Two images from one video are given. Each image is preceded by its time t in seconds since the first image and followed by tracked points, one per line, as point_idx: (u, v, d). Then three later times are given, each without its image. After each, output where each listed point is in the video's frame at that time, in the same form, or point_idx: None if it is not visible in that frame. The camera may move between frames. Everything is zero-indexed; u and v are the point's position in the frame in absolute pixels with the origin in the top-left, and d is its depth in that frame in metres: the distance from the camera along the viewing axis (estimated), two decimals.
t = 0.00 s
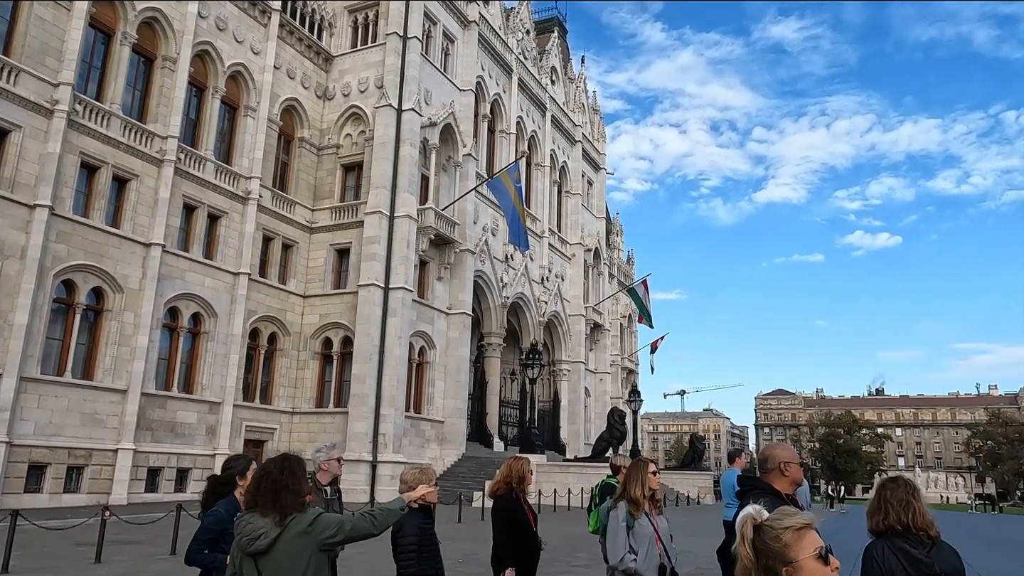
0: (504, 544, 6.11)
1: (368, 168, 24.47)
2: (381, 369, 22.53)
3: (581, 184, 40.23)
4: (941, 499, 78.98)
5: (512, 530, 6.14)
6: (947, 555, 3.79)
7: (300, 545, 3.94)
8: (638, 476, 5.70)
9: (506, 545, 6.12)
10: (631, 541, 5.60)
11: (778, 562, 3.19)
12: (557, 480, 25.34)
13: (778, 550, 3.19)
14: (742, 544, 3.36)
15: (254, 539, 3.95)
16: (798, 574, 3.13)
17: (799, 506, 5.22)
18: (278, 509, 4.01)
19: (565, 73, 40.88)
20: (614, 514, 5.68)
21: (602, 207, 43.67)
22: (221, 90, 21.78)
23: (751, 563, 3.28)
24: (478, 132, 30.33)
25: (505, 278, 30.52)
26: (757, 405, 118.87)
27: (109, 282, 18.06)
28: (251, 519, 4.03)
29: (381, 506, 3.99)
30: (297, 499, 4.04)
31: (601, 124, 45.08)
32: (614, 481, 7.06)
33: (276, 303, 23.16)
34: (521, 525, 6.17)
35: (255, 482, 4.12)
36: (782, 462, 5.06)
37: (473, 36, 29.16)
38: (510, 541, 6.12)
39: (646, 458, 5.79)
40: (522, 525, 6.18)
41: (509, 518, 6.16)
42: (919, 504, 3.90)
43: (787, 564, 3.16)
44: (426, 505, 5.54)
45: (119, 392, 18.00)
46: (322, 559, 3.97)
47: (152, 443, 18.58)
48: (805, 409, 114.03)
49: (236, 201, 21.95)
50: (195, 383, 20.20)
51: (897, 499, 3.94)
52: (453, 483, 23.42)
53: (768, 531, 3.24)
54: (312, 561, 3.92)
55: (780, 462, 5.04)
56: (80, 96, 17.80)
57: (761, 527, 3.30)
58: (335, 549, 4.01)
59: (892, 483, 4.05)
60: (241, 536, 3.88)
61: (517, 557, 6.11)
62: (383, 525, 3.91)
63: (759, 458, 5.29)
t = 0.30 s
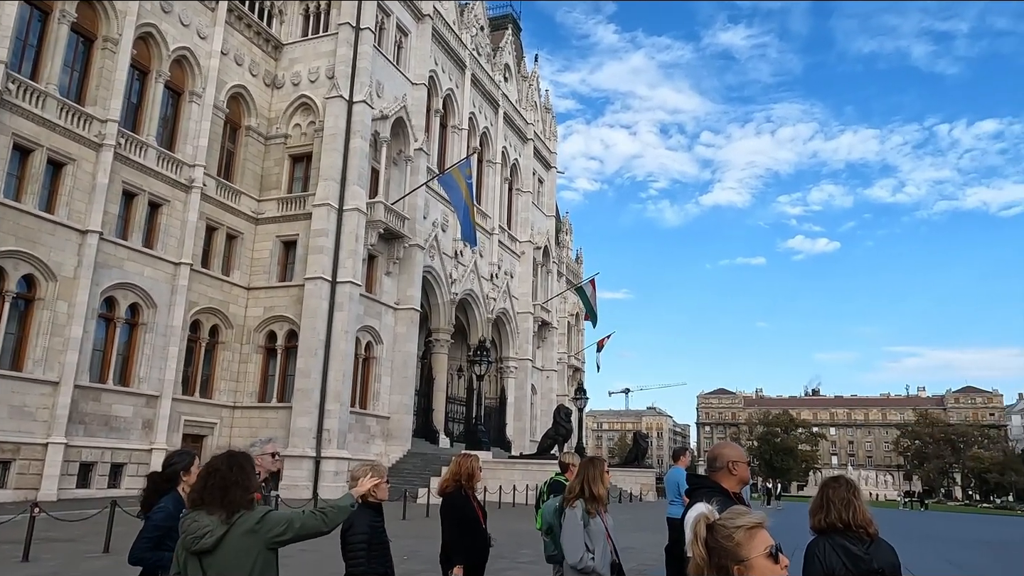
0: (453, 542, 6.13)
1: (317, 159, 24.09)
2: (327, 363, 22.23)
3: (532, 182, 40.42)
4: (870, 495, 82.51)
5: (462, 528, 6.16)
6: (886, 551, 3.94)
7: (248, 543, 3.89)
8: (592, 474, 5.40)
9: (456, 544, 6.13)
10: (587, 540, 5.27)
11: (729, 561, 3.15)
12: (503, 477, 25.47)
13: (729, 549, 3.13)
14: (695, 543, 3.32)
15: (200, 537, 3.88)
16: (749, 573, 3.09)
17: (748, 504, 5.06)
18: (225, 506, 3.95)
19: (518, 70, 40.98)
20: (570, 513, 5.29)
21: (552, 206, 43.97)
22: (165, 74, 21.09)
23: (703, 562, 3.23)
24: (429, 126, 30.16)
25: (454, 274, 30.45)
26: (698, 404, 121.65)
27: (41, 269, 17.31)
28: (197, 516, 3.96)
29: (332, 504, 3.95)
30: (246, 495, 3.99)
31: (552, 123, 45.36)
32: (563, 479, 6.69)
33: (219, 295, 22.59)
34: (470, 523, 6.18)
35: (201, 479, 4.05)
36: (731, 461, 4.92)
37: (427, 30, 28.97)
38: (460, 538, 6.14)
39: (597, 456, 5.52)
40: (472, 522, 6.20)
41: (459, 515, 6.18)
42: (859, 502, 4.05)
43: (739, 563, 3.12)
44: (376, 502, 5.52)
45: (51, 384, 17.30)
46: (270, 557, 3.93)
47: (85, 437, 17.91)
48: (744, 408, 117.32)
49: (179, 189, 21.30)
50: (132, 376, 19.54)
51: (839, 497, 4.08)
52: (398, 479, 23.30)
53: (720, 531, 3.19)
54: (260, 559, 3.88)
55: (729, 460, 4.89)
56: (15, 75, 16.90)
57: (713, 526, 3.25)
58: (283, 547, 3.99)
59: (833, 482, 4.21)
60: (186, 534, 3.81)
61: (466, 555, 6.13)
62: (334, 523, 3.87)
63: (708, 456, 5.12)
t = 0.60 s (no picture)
0: (403, 540, 6.12)
1: (270, 150, 23.65)
2: (277, 357, 21.87)
3: (488, 179, 40.43)
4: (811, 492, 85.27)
5: (413, 525, 6.15)
6: (831, 547, 4.10)
7: (198, 542, 3.83)
8: (548, 472, 5.46)
9: (405, 541, 6.12)
10: (549, 540, 5.27)
11: (684, 558, 2.97)
12: (454, 473, 25.46)
13: (686, 547, 2.94)
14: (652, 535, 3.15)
15: (148, 536, 3.80)
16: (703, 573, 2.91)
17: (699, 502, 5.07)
18: (174, 507, 3.88)
19: (477, 67, 40.91)
20: (532, 512, 5.29)
21: (508, 203, 44.06)
22: (112, 58, 20.41)
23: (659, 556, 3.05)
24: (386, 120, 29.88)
25: (409, 270, 30.27)
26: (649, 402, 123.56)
27: None
28: (143, 518, 3.87)
29: (284, 500, 4.03)
30: (196, 495, 3.94)
31: (510, 120, 45.44)
32: (516, 476, 6.63)
33: (165, 287, 21.98)
34: (422, 521, 6.18)
35: (147, 479, 3.96)
36: (685, 459, 4.89)
37: (385, 23, 28.70)
38: (410, 536, 6.13)
39: (550, 456, 5.56)
40: (423, 520, 6.19)
41: (410, 513, 6.17)
42: (807, 500, 4.20)
43: (693, 561, 2.94)
44: (331, 500, 5.48)
45: None
46: (220, 556, 3.88)
47: (21, 431, 17.24)
48: (693, 406, 119.75)
49: (125, 176, 20.64)
50: (72, 369, 18.89)
51: (788, 495, 4.22)
52: (348, 476, 23.09)
53: (678, 527, 3.00)
54: (211, 558, 3.82)
55: (682, 458, 4.86)
56: None
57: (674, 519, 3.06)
58: (233, 546, 3.95)
59: (783, 480, 4.35)
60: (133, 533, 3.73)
61: (415, 552, 6.12)
62: (288, 519, 3.96)
63: (662, 455, 5.08)
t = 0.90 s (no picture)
0: (376, 539, 6.09)
1: (245, 145, 23.40)
2: (251, 354, 21.66)
3: (466, 177, 40.37)
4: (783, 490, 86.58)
5: (386, 523, 6.14)
6: (804, 547, 4.19)
7: (170, 543, 3.80)
8: (525, 472, 5.47)
9: (377, 541, 6.09)
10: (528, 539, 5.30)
11: (669, 554, 2.95)
12: (429, 472, 25.41)
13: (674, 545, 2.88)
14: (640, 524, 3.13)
15: (120, 536, 3.77)
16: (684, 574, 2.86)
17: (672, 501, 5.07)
18: (147, 505, 3.85)
19: (455, 64, 40.82)
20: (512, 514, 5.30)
21: (485, 201, 44.04)
22: (84, 49, 20.05)
23: (646, 548, 3.03)
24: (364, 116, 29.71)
25: (385, 267, 30.14)
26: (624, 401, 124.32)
27: None
28: (115, 517, 3.84)
29: (259, 499, 4.03)
30: (170, 494, 3.91)
31: (488, 119, 45.42)
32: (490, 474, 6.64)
33: (137, 282, 21.65)
34: (395, 520, 6.15)
35: (119, 476, 3.92)
36: (661, 459, 4.88)
37: (363, 18, 28.53)
38: (383, 535, 6.11)
39: (526, 455, 5.55)
40: (397, 519, 6.17)
41: (384, 512, 6.15)
42: (781, 499, 4.27)
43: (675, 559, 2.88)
44: (306, 498, 5.46)
45: None
46: (193, 557, 3.86)
47: None
48: (667, 406, 120.73)
49: (96, 169, 20.28)
50: (40, 365, 18.52)
51: (763, 495, 4.29)
52: (322, 474, 22.94)
53: (671, 524, 2.97)
54: (184, 558, 3.80)
55: (659, 457, 4.86)
56: None
57: (667, 514, 3.04)
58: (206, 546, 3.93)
59: (758, 480, 4.42)
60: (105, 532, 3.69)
61: (388, 552, 6.09)
62: (263, 518, 3.98)
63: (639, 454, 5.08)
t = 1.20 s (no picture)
0: (324, 537, 6.08)
1: (194, 134, 22.82)
2: (196, 348, 21.15)
3: (421, 172, 40.14)
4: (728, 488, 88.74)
5: (334, 521, 6.12)
6: (745, 543, 4.35)
7: (104, 543, 3.72)
8: (474, 469, 5.49)
9: (325, 538, 6.09)
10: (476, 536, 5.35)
11: (612, 550, 2.87)
12: (379, 469, 25.24)
13: (618, 540, 2.85)
14: (587, 521, 3.05)
15: (50, 533, 3.69)
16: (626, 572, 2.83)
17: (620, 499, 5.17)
18: (83, 501, 3.77)
19: (412, 59, 40.54)
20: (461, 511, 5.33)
21: (440, 198, 43.89)
22: (24, 30, 19.28)
23: (591, 544, 2.94)
24: (318, 108, 29.27)
25: (337, 262, 29.78)
26: (575, 400, 125.42)
27: None
28: (49, 512, 3.75)
29: (202, 502, 3.95)
30: (109, 492, 3.84)
31: (444, 115, 45.25)
32: (438, 471, 6.67)
33: (78, 272, 20.91)
34: (343, 518, 6.15)
35: (57, 471, 3.84)
36: (609, 456, 4.98)
37: (319, 9, 28.10)
38: (331, 533, 6.11)
39: (476, 452, 5.57)
40: (346, 517, 6.17)
41: (332, 509, 6.14)
42: (725, 497, 4.44)
43: (619, 554, 2.85)
44: (252, 496, 5.42)
45: None
46: (127, 558, 3.78)
47: None
48: (617, 405, 122.30)
49: (36, 155, 19.52)
50: None
51: (707, 492, 4.46)
52: (269, 471, 22.58)
53: (617, 519, 2.89)
54: (117, 559, 3.72)
55: (607, 455, 4.96)
56: None
57: (614, 511, 2.96)
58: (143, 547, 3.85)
59: (703, 477, 4.60)
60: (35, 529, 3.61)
61: (335, 550, 6.10)
62: (204, 523, 3.89)
63: (587, 451, 5.15)
